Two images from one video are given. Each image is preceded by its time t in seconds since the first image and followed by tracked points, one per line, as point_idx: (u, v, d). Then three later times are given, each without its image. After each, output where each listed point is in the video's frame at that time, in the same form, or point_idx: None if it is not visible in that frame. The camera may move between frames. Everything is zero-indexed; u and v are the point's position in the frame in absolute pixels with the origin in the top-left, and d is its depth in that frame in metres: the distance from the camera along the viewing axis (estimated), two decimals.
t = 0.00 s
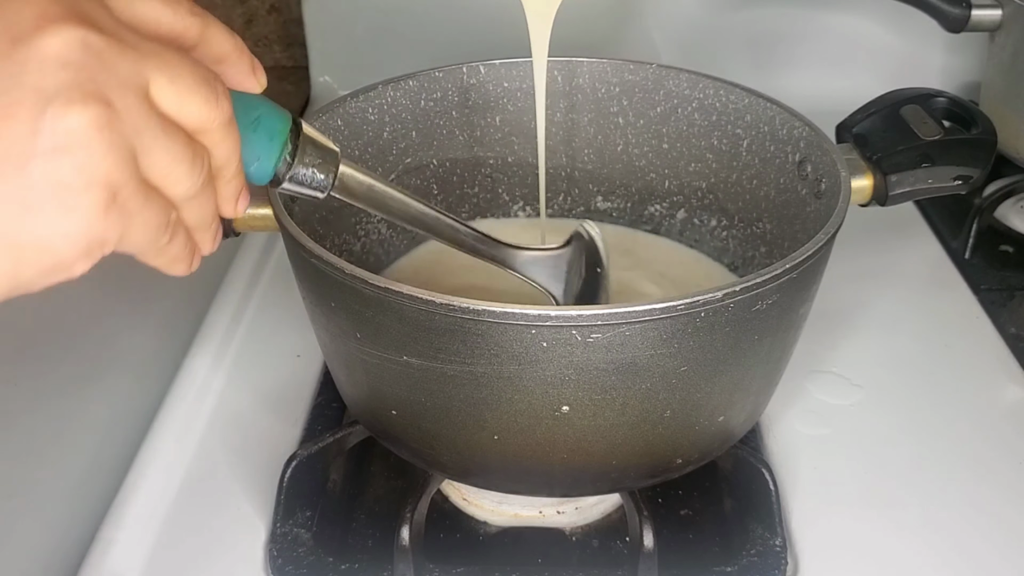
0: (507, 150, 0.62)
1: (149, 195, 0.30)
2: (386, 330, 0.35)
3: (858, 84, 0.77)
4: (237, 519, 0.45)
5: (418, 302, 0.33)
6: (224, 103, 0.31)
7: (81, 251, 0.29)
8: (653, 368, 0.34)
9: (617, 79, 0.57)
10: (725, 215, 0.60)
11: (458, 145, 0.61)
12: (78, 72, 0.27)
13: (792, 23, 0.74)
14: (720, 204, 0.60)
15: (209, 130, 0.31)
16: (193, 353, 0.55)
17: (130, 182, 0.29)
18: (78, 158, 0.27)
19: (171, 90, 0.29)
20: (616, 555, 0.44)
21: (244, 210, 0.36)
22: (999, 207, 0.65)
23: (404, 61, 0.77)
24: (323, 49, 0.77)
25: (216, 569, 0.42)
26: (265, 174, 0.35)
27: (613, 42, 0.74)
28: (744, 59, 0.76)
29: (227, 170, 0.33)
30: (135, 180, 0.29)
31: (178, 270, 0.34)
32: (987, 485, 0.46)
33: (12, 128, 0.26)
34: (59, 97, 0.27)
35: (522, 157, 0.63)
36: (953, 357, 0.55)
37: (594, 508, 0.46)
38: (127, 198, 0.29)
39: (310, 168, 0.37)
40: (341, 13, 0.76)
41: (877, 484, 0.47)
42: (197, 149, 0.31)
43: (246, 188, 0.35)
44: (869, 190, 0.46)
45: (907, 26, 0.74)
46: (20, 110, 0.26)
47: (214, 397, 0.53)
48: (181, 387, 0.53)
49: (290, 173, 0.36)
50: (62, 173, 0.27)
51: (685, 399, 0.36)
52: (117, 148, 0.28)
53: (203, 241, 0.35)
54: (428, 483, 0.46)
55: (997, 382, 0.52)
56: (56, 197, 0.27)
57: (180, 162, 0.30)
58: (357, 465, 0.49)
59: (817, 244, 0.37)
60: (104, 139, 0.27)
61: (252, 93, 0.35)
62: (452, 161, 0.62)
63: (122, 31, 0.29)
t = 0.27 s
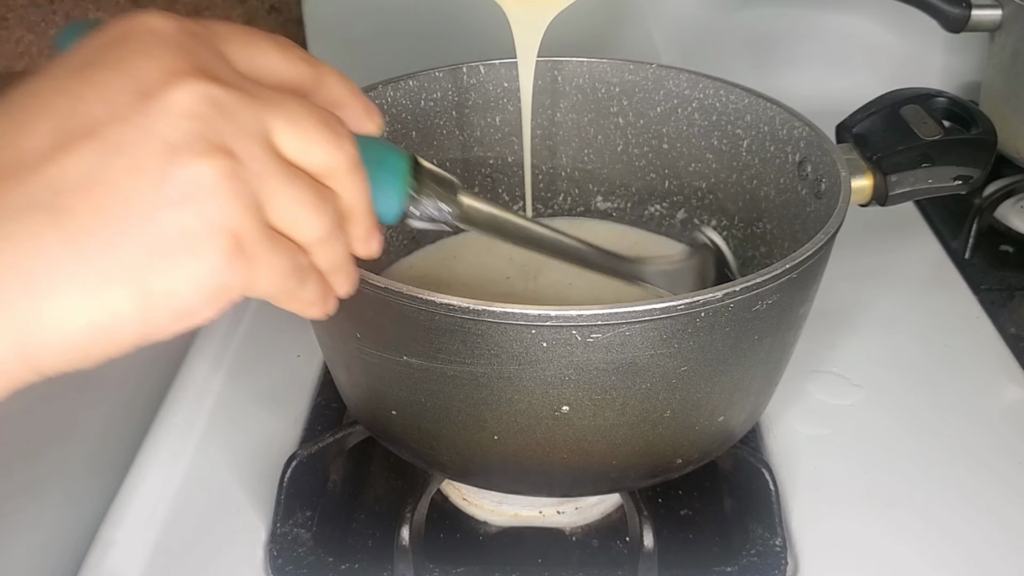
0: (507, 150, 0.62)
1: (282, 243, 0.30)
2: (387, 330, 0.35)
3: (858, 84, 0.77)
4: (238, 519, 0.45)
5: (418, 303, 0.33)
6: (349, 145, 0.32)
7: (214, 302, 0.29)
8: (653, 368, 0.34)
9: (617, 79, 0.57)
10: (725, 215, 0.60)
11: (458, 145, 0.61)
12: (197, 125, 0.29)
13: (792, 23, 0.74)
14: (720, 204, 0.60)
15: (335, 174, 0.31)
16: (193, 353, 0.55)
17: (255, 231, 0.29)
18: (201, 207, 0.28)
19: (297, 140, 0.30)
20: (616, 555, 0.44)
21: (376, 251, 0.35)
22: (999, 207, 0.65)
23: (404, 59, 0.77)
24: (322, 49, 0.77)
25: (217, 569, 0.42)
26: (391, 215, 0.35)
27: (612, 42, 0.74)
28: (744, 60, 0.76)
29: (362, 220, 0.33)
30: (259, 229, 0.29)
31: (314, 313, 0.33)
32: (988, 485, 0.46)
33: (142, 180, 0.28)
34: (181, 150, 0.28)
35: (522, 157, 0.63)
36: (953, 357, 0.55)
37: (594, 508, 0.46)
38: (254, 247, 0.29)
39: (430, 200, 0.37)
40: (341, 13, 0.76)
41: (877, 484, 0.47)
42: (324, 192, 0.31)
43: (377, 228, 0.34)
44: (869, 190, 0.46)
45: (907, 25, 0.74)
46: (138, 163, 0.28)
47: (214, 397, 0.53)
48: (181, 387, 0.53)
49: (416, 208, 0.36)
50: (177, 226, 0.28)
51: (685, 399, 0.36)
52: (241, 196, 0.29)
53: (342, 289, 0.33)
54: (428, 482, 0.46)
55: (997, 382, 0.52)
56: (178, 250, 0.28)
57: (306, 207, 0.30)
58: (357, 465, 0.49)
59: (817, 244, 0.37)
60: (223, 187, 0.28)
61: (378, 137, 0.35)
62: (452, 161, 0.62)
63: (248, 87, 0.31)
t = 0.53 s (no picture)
0: (507, 150, 0.62)
1: (250, 198, 0.32)
2: (386, 330, 0.35)
3: (858, 84, 0.77)
4: (237, 519, 0.45)
5: (418, 303, 0.33)
6: (302, 107, 0.34)
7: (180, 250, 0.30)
8: (653, 368, 0.34)
9: (617, 79, 0.57)
10: (725, 215, 0.60)
11: (458, 146, 0.61)
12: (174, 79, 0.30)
13: (792, 23, 0.74)
14: (720, 204, 0.60)
15: (291, 130, 0.33)
16: (193, 353, 0.55)
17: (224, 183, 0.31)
18: (180, 152, 0.29)
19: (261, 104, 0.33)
20: (616, 555, 0.44)
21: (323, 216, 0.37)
22: (999, 207, 0.65)
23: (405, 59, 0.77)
24: (323, 49, 0.77)
25: (217, 569, 0.42)
26: (334, 181, 0.38)
27: (612, 42, 0.75)
28: (745, 60, 0.76)
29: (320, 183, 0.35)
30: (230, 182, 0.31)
31: (267, 269, 0.34)
32: (988, 485, 0.46)
33: (118, 127, 0.29)
34: (159, 99, 0.29)
35: (522, 157, 0.63)
36: (953, 357, 0.55)
37: (594, 508, 0.46)
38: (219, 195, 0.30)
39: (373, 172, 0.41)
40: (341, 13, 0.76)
41: (877, 484, 0.47)
42: (281, 149, 0.33)
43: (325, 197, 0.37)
44: (869, 190, 0.46)
45: (908, 25, 0.74)
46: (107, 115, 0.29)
47: (214, 397, 0.53)
48: (181, 387, 0.53)
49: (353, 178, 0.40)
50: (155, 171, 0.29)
51: (685, 399, 0.36)
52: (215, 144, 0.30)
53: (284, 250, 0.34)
54: (428, 482, 0.46)
55: (997, 382, 0.52)
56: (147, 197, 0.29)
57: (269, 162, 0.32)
58: (357, 465, 0.49)
59: (817, 244, 0.37)
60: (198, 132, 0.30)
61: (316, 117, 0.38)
62: (452, 161, 0.62)
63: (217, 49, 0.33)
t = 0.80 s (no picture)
0: (506, 150, 0.62)
1: (86, 201, 0.32)
2: (386, 330, 0.35)
3: (858, 83, 0.77)
4: (236, 519, 0.45)
5: (418, 303, 0.33)
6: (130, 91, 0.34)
7: (6, 259, 0.31)
8: (653, 368, 0.34)
9: (617, 79, 0.57)
10: (725, 216, 0.60)
11: (458, 146, 0.61)
12: (24, 60, 0.31)
13: (792, 23, 0.74)
14: (720, 204, 0.60)
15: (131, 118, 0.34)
16: (193, 353, 0.55)
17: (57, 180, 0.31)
18: (42, 147, 0.29)
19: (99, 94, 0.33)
20: (616, 555, 0.44)
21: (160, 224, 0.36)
22: (999, 207, 0.65)
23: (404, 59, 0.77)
24: (323, 49, 0.77)
25: (217, 569, 0.42)
26: (176, 175, 0.34)
27: (612, 42, 0.75)
28: (745, 60, 0.76)
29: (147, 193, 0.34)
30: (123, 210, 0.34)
31: (107, 300, 0.37)
32: (988, 485, 0.46)
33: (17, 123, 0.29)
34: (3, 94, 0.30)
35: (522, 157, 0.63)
36: (953, 357, 0.55)
37: (594, 508, 0.46)
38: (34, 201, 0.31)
39: (222, 155, 0.35)
40: (341, 13, 0.76)
41: (877, 484, 0.47)
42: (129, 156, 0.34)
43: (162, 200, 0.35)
44: (869, 190, 0.46)
45: (908, 25, 0.74)
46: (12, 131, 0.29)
47: (214, 397, 0.53)
48: (181, 387, 0.53)
49: (202, 167, 0.34)
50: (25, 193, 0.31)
51: (685, 399, 0.36)
52: (84, 142, 0.30)
53: (121, 284, 0.37)
54: (428, 482, 0.46)
55: (997, 382, 0.52)
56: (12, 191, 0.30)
57: (138, 169, 0.33)
58: (357, 465, 0.49)
59: (817, 244, 0.37)
60: (55, 125, 0.30)
61: (170, 96, 0.36)
62: (452, 160, 0.62)
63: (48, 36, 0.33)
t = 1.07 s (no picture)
0: (507, 150, 0.62)
1: (123, 116, 0.32)
2: (386, 330, 0.35)
3: (858, 83, 0.77)
4: (236, 519, 0.45)
5: (418, 303, 0.33)
6: None
7: (54, 183, 0.32)
8: (653, 368, 0.34)
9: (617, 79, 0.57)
10: (725, 216, 0.60)
11: (458, 146, 0.61)
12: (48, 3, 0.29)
13: (791, 23, 0.74)
14: (720, 204, 0.60)
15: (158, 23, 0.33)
16: (193, 353, 0.55)
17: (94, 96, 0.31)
18: (76, 63, 0.29)
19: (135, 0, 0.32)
20: (615, 555, 0.44)
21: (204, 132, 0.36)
22: (999, 207, 0.65)
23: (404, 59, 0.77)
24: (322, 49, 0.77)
25: (218, 569, 0.42)
26: (220, 83, 0.34)
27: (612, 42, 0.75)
28: (745, 60, 0.76)
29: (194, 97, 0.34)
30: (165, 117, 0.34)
31: (152, 209, 0.37)
32: (988, 485, 0.46)
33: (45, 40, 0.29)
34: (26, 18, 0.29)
35: (522, 157, 0.63)
36: (953, 357, 0.55)
37: (594, 508, 0.46)
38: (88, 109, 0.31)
39: (263, 61, 0.34)
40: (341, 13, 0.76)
41: (877, 484, 0.47)
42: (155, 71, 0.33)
43: (201, 110, 0.35)
44: (869, 190, 0.47)
45: (908, 25, 0.74)
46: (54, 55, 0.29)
47: (214, 397, 0.53)
48: (180, 387, 0.53)
49: (245, 74, 0.34)
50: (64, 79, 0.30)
51: (685, 399, 0.36)
52: (117, 57, 0.30)
53: (167, 193, 0.38)
54: (428, 483, 0.45)
55: (997, 382, 0.52)
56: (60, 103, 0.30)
57: (170, 74, 0.32)
58: (357, 465, 0.49)
59: (817, 244, 0.37)
60: (85, 39, 0.29)
61: None
62: (452, 161, 0.62)
63: None
